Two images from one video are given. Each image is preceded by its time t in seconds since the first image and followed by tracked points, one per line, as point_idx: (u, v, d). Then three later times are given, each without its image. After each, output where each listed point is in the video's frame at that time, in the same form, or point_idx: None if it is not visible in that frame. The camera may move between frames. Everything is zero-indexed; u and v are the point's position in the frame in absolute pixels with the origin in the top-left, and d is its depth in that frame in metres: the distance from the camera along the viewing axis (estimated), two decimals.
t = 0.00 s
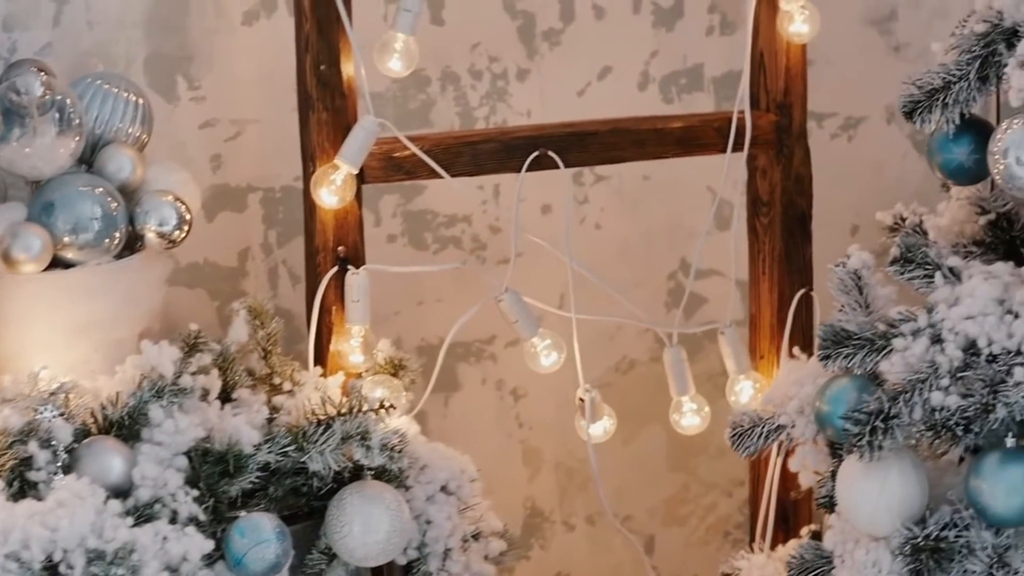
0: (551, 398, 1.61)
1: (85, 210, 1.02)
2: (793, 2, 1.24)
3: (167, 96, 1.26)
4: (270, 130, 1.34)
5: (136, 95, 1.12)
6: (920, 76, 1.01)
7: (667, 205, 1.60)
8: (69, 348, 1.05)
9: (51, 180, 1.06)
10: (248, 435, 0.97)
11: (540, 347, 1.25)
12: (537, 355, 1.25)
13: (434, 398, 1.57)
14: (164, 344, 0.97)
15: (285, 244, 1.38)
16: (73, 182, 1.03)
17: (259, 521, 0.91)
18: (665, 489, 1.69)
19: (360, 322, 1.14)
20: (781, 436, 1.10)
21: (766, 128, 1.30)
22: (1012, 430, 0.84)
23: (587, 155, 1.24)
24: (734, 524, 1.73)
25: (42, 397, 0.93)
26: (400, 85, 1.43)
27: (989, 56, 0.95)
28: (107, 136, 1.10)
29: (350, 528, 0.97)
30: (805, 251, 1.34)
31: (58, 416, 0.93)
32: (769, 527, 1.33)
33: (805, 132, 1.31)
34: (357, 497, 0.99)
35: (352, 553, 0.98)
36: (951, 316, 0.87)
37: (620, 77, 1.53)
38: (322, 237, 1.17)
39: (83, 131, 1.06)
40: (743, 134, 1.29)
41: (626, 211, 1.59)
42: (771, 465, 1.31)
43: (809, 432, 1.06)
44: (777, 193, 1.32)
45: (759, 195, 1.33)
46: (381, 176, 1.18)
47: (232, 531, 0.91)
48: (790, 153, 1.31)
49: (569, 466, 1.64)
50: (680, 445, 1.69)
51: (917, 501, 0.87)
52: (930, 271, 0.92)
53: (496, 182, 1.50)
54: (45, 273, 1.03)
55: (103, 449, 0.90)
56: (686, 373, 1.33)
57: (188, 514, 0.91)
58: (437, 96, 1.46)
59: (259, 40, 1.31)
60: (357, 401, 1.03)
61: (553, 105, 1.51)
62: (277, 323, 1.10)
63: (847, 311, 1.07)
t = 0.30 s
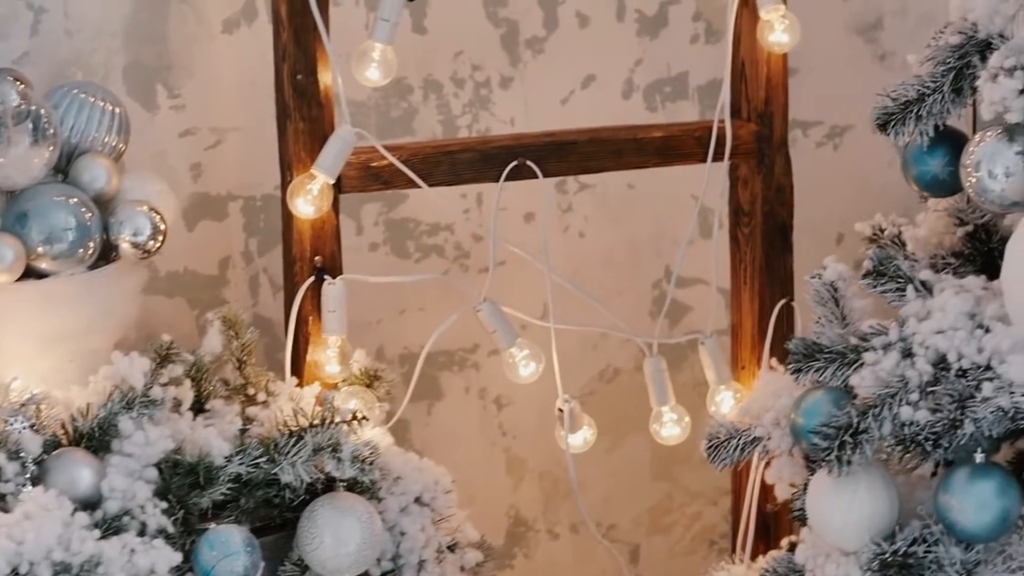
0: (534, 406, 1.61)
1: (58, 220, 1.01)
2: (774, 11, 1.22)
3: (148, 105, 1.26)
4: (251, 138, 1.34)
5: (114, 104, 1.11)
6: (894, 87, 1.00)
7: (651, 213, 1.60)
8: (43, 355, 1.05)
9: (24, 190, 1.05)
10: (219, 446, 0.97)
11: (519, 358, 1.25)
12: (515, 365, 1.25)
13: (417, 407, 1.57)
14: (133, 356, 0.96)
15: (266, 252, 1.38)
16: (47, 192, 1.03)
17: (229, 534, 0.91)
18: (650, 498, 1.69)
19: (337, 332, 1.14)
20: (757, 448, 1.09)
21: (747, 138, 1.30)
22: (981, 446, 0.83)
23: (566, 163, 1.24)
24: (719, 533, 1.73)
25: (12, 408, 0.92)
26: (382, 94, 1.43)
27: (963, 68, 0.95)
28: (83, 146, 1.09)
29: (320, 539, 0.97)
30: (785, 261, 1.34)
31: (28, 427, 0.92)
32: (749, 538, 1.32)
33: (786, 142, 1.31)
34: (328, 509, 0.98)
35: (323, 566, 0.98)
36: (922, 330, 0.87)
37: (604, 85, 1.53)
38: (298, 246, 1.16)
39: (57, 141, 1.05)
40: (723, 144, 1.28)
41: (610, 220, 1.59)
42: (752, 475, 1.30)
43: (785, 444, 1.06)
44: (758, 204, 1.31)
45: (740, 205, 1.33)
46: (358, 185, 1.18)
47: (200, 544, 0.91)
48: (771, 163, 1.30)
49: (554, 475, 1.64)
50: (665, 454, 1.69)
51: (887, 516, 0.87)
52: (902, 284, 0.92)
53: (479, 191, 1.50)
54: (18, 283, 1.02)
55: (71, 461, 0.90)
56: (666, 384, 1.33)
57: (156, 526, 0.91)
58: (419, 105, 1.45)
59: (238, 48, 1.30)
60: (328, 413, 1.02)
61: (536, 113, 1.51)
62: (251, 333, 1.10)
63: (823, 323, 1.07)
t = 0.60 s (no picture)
0: (519, 415, 1.61)
1: (35, 230, 1.00)
2: (756, 21, 1.22)
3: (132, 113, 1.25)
4: (233, 147, 1.35)
5: (93, 115, 1.11)
6: (871, 99, 0.99)
7: (637, 222, 1.60)
8: (23, 368, 1.03)
9: None
10: (193, 458, 0.96)
11: (501, 369, 1.24)
12: (497, 376, 1.25)
13: (403, 415, 1.57)
14: (107, 368, 0.96)
15: (249, 262, 1.39)
16: (24, 203, 1.01)
17: (201, 547, 0.91)
18: (637, 507, 1.69)
19: (316, 342, 1.14)
20: (737, 461, 1.08)
21: (730, 147, 1.29)
22: (951, 463, 0.83)
23: (547, 174, 1.23)
24: (707, 543, 1.72)
25: None
26: (366, 103, 1.43)
27: (939, 81, 0.94)
28: (62, 156, 1.08)
29: (295, 552, 0.97)
30: (769, 271, 1.33)
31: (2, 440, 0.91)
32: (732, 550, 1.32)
33: (770, 152, 1.30)
34: (303, 521, 0.98)
35: None
36: (895, 345, 0.86)
37: (590, 94, 1.53)
38: (278, 256, 1.16)
39: (33, 152, 1.02)
40: (705, 154, 1.28)
41: (596, 229, 1.58)
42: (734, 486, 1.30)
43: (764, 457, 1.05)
44: (741, 214, 1.31)
45: (724, 215, 1.33)
46: (338, 196, 1.18)
47: (172, 557, 0.91)
48: (754, 174, 1.30)
49: (540, 484, 1.64)
50: (652, 463, 1.68)
51: (859, 532, 0.86)
52: (876, 298, 0.92)
53: (465, 201, 1.50)
54: None
55: (44, 474, 0.90)
56: (648, 395, 1.33)
57: (129, 539, 0.91)
58: (403, 114, 1.45)
59: (220, 58, 1.32)
60: (303, 425, 1.02)
61: (521, 122, 1.51)
62: (230, 345, 1.10)
63: (800, 335, 1.07)
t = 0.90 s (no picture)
0: (507, 425, 1.61)
1: (16, 242, 0.98)
2: (740, 33, 1.21)
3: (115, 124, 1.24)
4: (219, 158, 1.37)
5: (76, 126, 1.10)
6: (851, 113, 0.98)
7: (625, 233, 1.59)
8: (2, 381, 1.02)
9: None
10: (169, 471, 0.96)
11: (484, 381, 1.24)
12: (480, 388, 1.25)
13: (391, 425, 1.57)
14: (83, 381, 0.97)
15: (235, 272, 1.40)
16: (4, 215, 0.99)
17: (174, 560, 0.91)
18: (626, 517, 1.69)
19: (297, 355, 1.14)
20: (717, 475, 1.08)
21: (714, 159, 1.29)
22: (924, 480, 0.83)
23: (530, 186, 1.23)
24: (697, 554, 1.72)
25: None
26: (352, 114, 1.44)
27: (917, 96, 0.94)
28: (43, 167, 1.08)
29: (272, 566, 0.96)
30: (754, 284, 1.33)
31: None
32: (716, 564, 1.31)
33: (755, 164, 1.30)
34: (279, 535, 0.98)
35: None
36: (869, 361, 0.86)
37: (578, 104, 1.53)
38: (260, 268, 1.16)
39: (13, 165, 1.01)
40: (689, 165, 1.28)
41: (585, 239, 1.58)
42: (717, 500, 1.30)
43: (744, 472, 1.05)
44: (726, 225, 1.31)
45: (709, 227, 1.33)
46: (320, 207, 1.18)
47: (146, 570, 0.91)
48: (739, 186, 1.30)
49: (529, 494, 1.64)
50: (641, 474, 1.68)
51: (832, 549, 0.86)
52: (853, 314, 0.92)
53: (452, 211, 1.49)
54: None
55: (19, 487, 0.89)
56: (633, 407, 1.33)
57: (103, 553, 0.90)
58: (390, 124, 1.45)
59: (206, 69, 1.34)
60: (280, 438, 1.02)
61: (508, 132, 1.51)
62: (210, 357, 1.09)
63: (781, 349, 1.07)
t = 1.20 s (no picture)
0: (494, 435, 1.61)
1: None
2: (724, 45, 1.21)
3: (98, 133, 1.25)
4: (205, 169, 1.35)
5: (58, 138, 1.10)
6: (828, 128, 0.98)
7: (613, 243, 1.59)
8: None
9: None
10: (146, 483, 0.96)
11: (466, 393, 1.26)
12: (463, 400, 1.26)
13: (378, 435, 1.57)
14: (60, 394, 0.96)
15: (220, 283, 1.39)
16: None
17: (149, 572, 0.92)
18: (614, 527, 1.69)
19: (279, 367, 1.14)
20: (695, 489, 1.09)
21: (698, 171, 1.29)
22: (896, 496, 0.83)
23: (513, 198, 1.24)
24: (685, 564, 1.72)
25: None
26: (338, 124, 1.44)
27: (894, 111, 0.94)
28: (25, 179, 1.07)
29: None
30: (738, 296, 1.33)
31: None
32: None
33: (738, 176, 1.30)
34: (257, 548, 0.97)
35: None
36: (843, 376, 0.86)
37: (565, 115, 1.53)
38: (242, 279, 1.16)
39: None
40: (673, 177, 1.28)
41: (572, 249, 1.59)
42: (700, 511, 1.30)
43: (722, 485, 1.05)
44: (710, 237, 1.31)
45: (694, 239, 1.33)
46: (302, 219, 1.19)
47: None
48: (722, 198, 1.30)
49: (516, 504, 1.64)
50: (629, 484, 1.68)
51: (805, 565, 0.86)
52: (828, 328, 0.92)
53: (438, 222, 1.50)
54: None
55: None
56: (617, 418, 1.33)
57: (79, 566, 0.90)
58: (376, 134, 1.46)
59: (190, 80, 1.32)
60: (258, 451, 1.02)
61: (495, 143, 1.51)
62: (190, 369, 1.09)
63: (761, 362, 1.06)
